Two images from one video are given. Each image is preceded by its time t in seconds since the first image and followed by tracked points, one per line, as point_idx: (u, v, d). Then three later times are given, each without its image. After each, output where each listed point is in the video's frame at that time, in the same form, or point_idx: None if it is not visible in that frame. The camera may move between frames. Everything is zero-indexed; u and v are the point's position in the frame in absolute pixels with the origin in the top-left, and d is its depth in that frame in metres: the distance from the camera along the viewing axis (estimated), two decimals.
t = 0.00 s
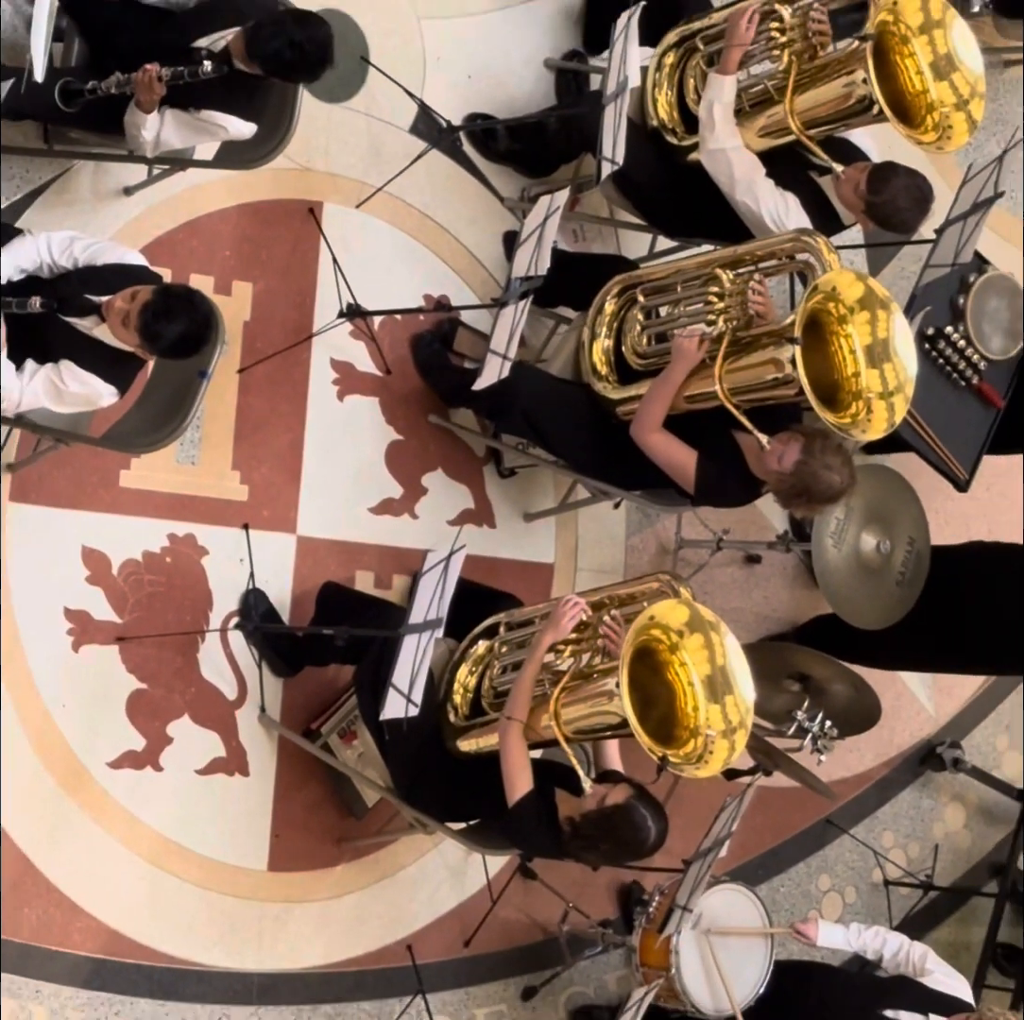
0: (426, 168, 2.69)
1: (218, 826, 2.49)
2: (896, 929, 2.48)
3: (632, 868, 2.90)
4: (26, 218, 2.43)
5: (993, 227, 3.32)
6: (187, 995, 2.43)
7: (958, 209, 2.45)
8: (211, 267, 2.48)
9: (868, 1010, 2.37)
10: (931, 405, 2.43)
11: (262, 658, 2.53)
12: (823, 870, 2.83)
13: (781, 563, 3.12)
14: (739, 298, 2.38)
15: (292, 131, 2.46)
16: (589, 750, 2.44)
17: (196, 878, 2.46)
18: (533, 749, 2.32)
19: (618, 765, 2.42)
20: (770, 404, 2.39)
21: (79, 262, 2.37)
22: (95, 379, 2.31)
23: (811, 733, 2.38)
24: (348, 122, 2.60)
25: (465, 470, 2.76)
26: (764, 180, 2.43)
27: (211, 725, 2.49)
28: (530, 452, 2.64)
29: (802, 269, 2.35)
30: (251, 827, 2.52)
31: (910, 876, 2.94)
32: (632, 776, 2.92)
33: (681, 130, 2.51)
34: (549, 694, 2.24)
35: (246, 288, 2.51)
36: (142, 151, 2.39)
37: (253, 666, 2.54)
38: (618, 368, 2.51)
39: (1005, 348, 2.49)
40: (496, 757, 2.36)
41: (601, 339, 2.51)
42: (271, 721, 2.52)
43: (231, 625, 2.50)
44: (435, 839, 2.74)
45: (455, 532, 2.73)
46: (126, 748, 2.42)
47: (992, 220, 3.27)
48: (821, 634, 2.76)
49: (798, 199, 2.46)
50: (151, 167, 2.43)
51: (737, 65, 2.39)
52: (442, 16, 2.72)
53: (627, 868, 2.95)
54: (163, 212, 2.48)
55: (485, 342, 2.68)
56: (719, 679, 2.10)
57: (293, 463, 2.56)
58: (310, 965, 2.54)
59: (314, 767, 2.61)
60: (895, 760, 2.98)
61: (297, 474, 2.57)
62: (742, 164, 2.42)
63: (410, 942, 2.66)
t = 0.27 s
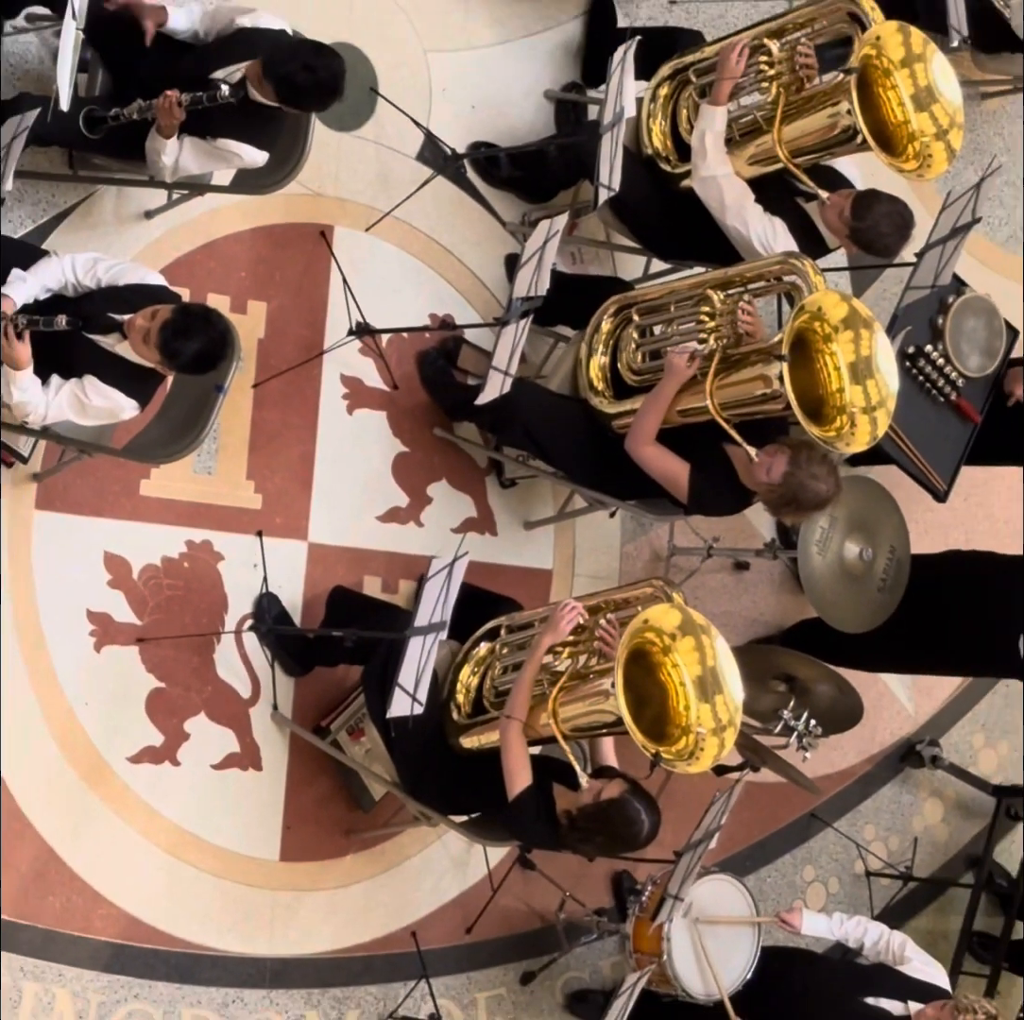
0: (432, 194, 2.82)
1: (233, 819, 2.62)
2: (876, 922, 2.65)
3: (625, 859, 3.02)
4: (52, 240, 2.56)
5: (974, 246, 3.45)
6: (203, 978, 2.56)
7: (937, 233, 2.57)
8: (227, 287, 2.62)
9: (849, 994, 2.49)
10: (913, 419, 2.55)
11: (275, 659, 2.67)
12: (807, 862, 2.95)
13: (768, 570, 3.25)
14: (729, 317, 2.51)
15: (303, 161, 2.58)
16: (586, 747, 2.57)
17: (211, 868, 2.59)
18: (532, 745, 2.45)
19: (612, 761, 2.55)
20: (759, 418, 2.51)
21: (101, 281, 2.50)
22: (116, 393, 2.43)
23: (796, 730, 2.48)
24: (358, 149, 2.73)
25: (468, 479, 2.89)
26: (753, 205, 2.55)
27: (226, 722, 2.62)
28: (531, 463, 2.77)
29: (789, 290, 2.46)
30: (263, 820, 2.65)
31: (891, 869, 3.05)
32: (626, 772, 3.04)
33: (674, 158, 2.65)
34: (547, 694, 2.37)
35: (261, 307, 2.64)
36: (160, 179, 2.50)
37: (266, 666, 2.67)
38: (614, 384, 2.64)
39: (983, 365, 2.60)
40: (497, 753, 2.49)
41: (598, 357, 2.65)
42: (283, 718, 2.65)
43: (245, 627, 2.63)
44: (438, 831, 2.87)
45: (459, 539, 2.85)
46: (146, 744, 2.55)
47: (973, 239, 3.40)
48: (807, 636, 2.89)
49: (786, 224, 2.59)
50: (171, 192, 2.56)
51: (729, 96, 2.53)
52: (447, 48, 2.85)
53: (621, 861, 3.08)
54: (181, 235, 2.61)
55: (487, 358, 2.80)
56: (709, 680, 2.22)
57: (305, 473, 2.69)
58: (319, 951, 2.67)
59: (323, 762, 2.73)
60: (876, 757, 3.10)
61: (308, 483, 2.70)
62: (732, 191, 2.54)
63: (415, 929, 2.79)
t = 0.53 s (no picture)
0: (438, 212, 2.91)
1: (243, 817, 2.71)
2: (866, 921, 2.74)
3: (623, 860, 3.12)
4: (69, 257, 2.65)
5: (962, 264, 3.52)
6: (212, 972, 2.64)
7: (927, 253, 2.65)
8: (239, 303, 2.70)
9: (838, 988, 2.58)
10: (901, 434, 2.63)
11: (284, 663, 2.75)
12: (799, 862, 3.03)
13: (761, 578, 3.34)
14: (724, 335, 2.60)
15: (311, 182, 2.66)
16: (585, 749, 2.66)
17: (222, 866, 2.67)
18: (533, 747, 2.54)
19: (610, 763, 2.63)
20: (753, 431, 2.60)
21: (117, 297, 2.58)
22: (131, 404, 2.51)
23: (788, 734, 2.55)
24: (366, 170, 2.82)
25: (471, 490, 2.97)
26: (748, 225, 2.64)
27: (236, 724, 2.71)
28: (533, 474, 2.86)
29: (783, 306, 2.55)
30: (272, 819, 2.74)
31: (880, 869, 3.13)
32: (623, 773, 3.13)
33: (672, 179, 2.72)
34: (548, 697, 2.46)
35: (271, 321, 2.73)
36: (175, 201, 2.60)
37: (275, 670, 2.76)
38: (613, 397, 2.73)
39: (971, 380, 2.68)
40: (499, 755, 2.57)
41: (597, 372, 2.73)
42: (292, 720, 2.74)
43: (256, 632, 2.72)
44: (441, 830, 2.96)
45: (463, 548, 2.94)
46: (158, 745, 2.63)
47: (961, 258, 3.48)
48: (800, 643, 2.97)
49: (780, 243, 2.68)
50: (185, 210, 2.65)
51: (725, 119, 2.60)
52: (453, 72, 2.93)
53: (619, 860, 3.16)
54: (195, 252, 2.70)
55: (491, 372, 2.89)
56: (704, 684, 2.30)
57: (313, 483, 2.78)
58: (326, 946, 2.75)
59: (330, 764, 2.82)
60: (866, 760, 3.18)
61: (317, 493, 2.78)
62: (727, 210, 2.63)
63: (418, 926, 2.87)
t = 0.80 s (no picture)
0: (444, 237, 3.04)
1: (255, 813, 2.83)
2: (850, 915, 2.87)
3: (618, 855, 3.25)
4: (92, 277, 2.78)
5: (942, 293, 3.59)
6: (227, 961, 2.77)
7: (910, 276, 2.77)
8: (254, 321, 2.83)
9: (823, 978, 2.71)
10: (886, 449, 2.75)
11: (296, 666, 2.88)
12: (787, 858, 3.14)
13: (752, 587, 3.48)
14: (717, 354, 2.72)
15: (324, 205, 2.78)
16: (583, 750, 2.79)
17: (235, 859, 2.80)
18: (532, 748, 2.66)
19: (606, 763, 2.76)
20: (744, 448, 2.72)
21: (137, 316, 2.71)
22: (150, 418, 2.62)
23: (777, 736, 2.69)
24: (376, 195, 2.95)
25: (475, 501, 3.10)
26: (740, 248, 2.76)
27: (249, 724, 2.83)
28: (534, 486, 2.98)
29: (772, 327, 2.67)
30: (283, 815, 2.87)
31: (864, 865, 3.25)
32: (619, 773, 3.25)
33: (668, 205, 2.86)
34: (548, 699, 2.58)
35: (285, 340, 2.85)
36: (196, 226, 2.71)
37: (286, 673, 2.88)
38: (613, 413, 2.85)
39: (953, 398, 2.80)
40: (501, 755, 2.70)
41: (596, 389, 2.87)
42: (303, 721, 2.87)
43: (268, 636, 2.84)
44: (445, 827, 3.09)
45: (467, 557, 3.07)
46: (175, 743, 2.76)
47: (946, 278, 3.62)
48: (789, 649, 3.10)
49: (771, 266, 2.80)
50: (203, 233, 2.77)
51: (717, 149, 2.74)
52: (459, 102, 3.06)
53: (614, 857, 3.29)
54: (212, 273, 2.82)
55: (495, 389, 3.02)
56: (695, 687, 2.43)
57: (324, 494, 2.90)
58: (334, 937, 2.88)
59: (338, 763, 2.95)
60: (850, 761, 3.30)
61: (327, 503, 2.91)
62: (720, 235, 2.75)
63: (422, 918, 3.00)
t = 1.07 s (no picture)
0: (452, 266, 3.25)
1: (273, 802, 3.04)
2: (827, 902, 3.08)
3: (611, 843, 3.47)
4: (124, 301, 2.96)
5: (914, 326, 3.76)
6: (246, 940, 2.98)
7: (887, 304, 2.96)
8: (274, 343, 3.03)
9: (804, 961, 2.91)
10: (862, 465, 2.95)
11: (312, 665, 3.08)
12: (770, 846, 3.33)
13: (737, 594, 3.69)
14: (705, 377, 2.92)
15: (339, 237, 2.96)
16: (579, 744, 3.01)
17: (254, 845, 3.01)
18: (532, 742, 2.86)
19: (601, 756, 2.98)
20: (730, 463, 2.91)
21: (165, 338, 2.90)
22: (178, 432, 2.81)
23: (760, 733, 2.92)
24: (388, 226, 3.15)
25: (480, 512, 3.31)
26: (727, 277, 2.97)
27: (268, 719, 3.04)
28: (534, 499, 3.19)
29: (757, 352, 2.86)
30: (299, 804, 3.07)
31: (841, 854, 3.46)
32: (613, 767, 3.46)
33: (661, 237, 3.07)
34: (547, 697, 2.78)
35: (303, 361, 3.06)
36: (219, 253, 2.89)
37: (302, 672, 3.09)
38: (608, 431, 3.08)
39: (926, 418, 3.00)
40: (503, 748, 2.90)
41: (593, 409, 3.09)
42: (318, 717, 3.08)
43: (286, 638, 3.05)
44: (449, 816, 3.31)
45: (472, 564, 3.29)
46: (198, 737, 2.96)
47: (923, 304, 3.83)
48: (772, 652, 3.31)
49: (756, 294, 3.01)
50: (227, 261, 2.97)
51: (708, 185, 2.94)
52: (467, 141, 3.26)
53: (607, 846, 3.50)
54: (236, 298, 3.02)
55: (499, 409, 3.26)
56: (684, 687, 2.63)
57: (338, 505, 3.11)
58: (346, 918, 3.10)
59: (351, 755, 3.16)
60: (829, 756, 3.50)
61: (341, 513, 3.12)
62: (709, 265, 2.96)
63: (428, 902, 3.22)
